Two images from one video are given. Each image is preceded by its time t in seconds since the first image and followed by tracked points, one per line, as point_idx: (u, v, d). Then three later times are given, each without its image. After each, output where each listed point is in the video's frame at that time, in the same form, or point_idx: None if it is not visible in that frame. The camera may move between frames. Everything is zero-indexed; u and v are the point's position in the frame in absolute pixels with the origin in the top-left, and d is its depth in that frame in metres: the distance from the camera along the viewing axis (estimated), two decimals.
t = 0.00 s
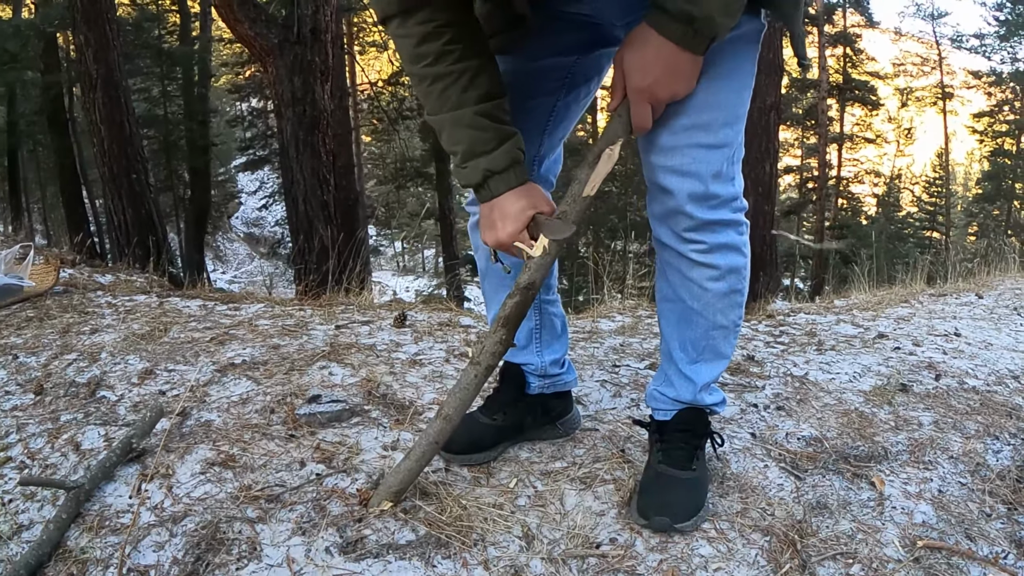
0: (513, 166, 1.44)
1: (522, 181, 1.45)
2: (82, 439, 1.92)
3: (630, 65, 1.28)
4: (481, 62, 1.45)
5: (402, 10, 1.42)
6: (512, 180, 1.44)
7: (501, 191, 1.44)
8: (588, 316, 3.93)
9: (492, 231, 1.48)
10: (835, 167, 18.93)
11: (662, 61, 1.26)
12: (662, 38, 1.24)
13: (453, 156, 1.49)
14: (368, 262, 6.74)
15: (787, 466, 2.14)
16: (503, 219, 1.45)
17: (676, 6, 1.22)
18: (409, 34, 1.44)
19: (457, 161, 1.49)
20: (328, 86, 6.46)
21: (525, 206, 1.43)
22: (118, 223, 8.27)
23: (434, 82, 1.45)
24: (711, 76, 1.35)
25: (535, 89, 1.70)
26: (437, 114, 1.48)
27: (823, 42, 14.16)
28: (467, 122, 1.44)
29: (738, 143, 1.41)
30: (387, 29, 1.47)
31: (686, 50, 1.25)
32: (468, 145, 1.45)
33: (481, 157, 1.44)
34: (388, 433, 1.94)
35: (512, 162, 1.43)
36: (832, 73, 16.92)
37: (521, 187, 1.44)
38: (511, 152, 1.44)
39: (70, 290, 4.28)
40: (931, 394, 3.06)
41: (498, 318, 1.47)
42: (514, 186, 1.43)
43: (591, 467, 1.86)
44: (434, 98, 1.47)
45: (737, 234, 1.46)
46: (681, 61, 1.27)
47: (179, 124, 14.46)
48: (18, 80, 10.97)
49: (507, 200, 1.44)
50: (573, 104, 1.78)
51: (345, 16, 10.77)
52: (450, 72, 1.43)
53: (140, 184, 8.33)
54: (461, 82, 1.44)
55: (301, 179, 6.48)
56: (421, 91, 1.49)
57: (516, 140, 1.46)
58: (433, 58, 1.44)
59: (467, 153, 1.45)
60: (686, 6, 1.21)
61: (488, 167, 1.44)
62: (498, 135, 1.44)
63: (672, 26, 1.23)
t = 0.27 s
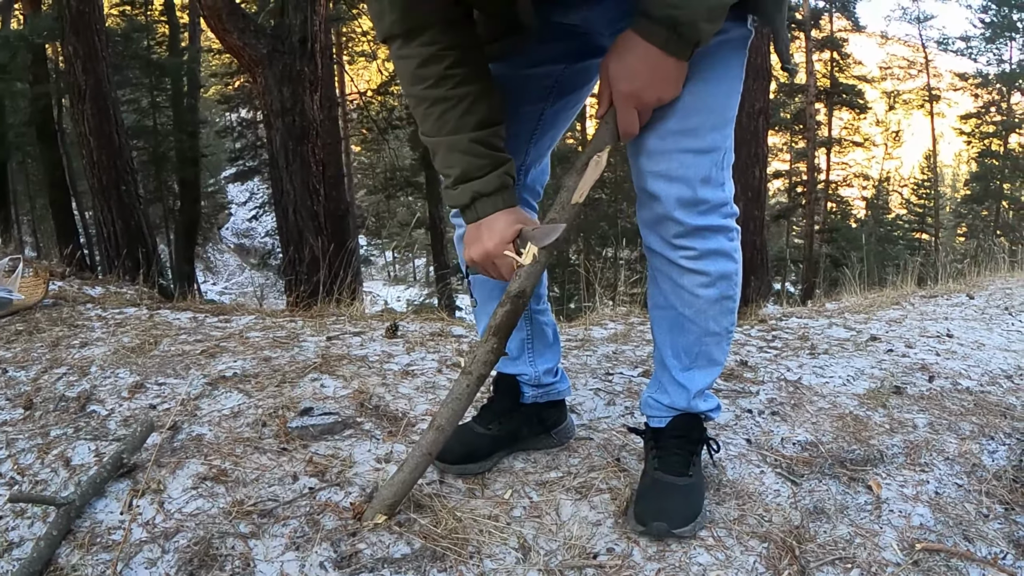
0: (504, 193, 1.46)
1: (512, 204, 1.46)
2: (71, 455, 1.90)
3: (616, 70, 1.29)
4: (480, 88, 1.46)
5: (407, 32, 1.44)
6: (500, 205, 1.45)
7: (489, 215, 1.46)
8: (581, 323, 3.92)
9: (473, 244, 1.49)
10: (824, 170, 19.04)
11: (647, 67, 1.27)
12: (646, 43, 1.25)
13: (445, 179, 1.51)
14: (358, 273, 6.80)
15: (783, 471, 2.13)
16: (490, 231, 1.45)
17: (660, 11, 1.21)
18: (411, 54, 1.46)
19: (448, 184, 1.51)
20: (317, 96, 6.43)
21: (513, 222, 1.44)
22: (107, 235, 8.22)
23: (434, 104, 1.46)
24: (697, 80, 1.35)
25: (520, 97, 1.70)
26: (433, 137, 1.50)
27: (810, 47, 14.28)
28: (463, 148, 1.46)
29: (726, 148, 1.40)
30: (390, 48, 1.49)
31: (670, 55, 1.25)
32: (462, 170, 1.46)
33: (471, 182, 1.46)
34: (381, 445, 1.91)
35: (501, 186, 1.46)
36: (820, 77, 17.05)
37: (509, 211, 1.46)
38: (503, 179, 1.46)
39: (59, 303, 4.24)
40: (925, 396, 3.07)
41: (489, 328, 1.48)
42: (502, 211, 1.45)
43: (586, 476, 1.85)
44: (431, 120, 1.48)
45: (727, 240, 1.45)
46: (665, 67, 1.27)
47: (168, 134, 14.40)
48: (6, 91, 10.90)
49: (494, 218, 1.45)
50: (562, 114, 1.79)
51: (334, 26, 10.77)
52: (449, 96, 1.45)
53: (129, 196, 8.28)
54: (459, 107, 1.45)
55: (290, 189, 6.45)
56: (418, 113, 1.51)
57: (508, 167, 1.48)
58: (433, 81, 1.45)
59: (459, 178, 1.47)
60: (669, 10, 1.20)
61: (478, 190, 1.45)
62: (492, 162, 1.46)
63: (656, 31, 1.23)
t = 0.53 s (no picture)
0: (494, 215, 1.46)
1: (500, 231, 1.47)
2: (66, 489, 1.86)
3: (616, 98, 1.29)
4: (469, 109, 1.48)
5: (395, 53, 1.44)
6: (490, 228, 1.46)
7: (479, 239, 1.46)
8: (576, 339, 3.91)
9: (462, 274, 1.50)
10: (811, 176, 19.19)
11: (647, 95, 1.27)
12: (647, 70, 1.25)
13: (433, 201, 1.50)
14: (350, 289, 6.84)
15: (786, 493, 2.13)
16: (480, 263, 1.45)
17: (661, 39, 1.21)
18: (400, 76, 1.46)
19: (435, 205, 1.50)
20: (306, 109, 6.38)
21: (502, 256, 1.45)
22: (96, 250, 8.13)
23: (420, 125, 1.47)
24: (700, 109, 1.35)
25: (520, 125, 1.69)
26: (421, 158, 1.49)
27: (796, 54, 14.41)
28: (453, 168, 1.46)
29: (728, 178, 1.40)
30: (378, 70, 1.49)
31: (671, 83, 1.25)
32: (451, 192, 1.46)
33: (461, 204, 1.46)
34: (382, 476, 1.89)
35: (491, 210, 1.46)
36: (807, 82, 17.19)
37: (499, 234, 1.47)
38: (494, 200, 1.46)
39: (48, 324, 4.18)
40: (922, 409, 3.07)
41: (492, 361, 1.41)
42: (491, 235, 1.46)
43: (591, 504, 1.84)
44: (420, 141, 1.48)
45: (729, 271, 1.45)
46: (664, 93, 1.27)
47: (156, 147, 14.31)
48: None
49: (484, 248, 1.45)
50: (561, 142, 1.78)
51: (323, 38, 10.76)
52: (439, 117, 1.46)
53: (117, 211, 8.22)
54: (449, 128, 1.46)
55: (280, 205, 6.45)
56: (405, 133, 1.51)
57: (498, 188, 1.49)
58: (423, 102, 1.45)
59: (449, 199, 1.46)
60: (670, 39, 1.21)
61: (467, 213, 1.46)
62: (482, 184, 1.46)
63: (658, 59, 1.24)
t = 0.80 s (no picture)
0: (450, 273, 1.56)
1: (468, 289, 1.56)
2: (80, 542, 1.91)
3: (622, 175, 1.37)
4: (434, 171, 1.59)
5: (369, 117, 1.58)
6: (449, 285, 1.56)
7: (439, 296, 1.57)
8: (569, 360, 3.98)
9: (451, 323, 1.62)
10: (794, 175, 19.46)
11: (651, 171, 1.34)
12: (651, 146, 1.32)
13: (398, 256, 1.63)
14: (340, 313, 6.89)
15: (779, 522, 2.23)
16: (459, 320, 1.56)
17: (670, 118, 1.29)
18: (372, 137, 1.61)
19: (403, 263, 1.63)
20: (294, 127, 6.32)
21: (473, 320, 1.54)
22: (84, 271, 8.07)
23: (388, 184, 1.60)
24: (702, 181, 1.43)
25: (528, 184, 1.76)
26: (388, 213, 1.63)
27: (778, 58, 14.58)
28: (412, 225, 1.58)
29: (728, 245, 1.48)
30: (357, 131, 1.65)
31: (676, 157, 1.33)
32: (409, 251, 1.58)
33: (420, 262, 1.58)
34: (392, 520, 1.98)
35: (448, 267, 1.56)
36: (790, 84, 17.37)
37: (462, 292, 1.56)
38: (450, 260, 1.56)
39: (42, 356, 4.18)
40: (910, 427, 3.17)
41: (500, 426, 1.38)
42: (450, 292, 1.56)
43: (594, 542, 1.95)
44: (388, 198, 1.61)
45: (727, 330, 1.53)
46: (669, 168, 1.35)
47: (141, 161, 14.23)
48: None
49: (454, 307, 1.56)
50: (565, 195, 1.85)
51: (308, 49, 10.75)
52: (404, 177, 1.58)
53: (105, 232, 8.20)
54: (412, 187, 1.58)
55: (268, 224, 6.39)
56: (380, 191, 1.64)
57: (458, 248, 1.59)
58: (390, 162, 1.59)
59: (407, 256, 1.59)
60: (678, 118, 1.29)
61: (426, 272, 1.57)
62: (438, 243, 1.57)
63: (664, 136, 1.31)
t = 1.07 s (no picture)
0: (414, 295, 1.71)
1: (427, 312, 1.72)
2: (87, 570, 2.13)
3: (608, 236, 1.46)
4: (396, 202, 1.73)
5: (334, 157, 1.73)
6: (414, 307, 1.71)
7: (404, 317, 1.71)
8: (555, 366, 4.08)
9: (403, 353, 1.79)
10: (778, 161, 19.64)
11: (636, 233, 1.44)
12: (637, 210, 1.42)
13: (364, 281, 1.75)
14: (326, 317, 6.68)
15: (753, 537, 2.35)
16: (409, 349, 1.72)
17: (653, 182, 1.39)
18: (336, 172, 1.74)
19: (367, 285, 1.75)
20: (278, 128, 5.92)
21: (425, 344, 1.71)
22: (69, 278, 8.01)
23: (353, 214, 1.74)
24: (685, 233, 1.54)
25: (515, 226, 1.85)
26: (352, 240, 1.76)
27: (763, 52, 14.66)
28: (377, 249, 1.71)
29: (708, 290, 1.60)
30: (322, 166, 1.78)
31: (660, 218, 1.43)
32: (374, 271, 1.70)
33: (385, 284, 1.70)
34: (384, 541, 2.21)
35: (411, 291, 1.71)
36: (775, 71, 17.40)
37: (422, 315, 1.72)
38: (413, 281, 1.70)
39: (33, 369, 4.26)
40: (885, 436, 3.30)
41: (489, 466, 1.56)
42: (415, 313, 1.71)
43: (576, 559, 2.07)
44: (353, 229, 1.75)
45: (707, 365, 1.66)
46: (653, 230, 1.45)
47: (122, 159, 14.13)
48: None
49: (410, 331, 1.71)
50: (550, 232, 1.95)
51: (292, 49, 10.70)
52: (367, 208, 1.72)
53: (89, 237, 8.15)
54: (376, 217, 1.72)
55: (253, 228, 6.07)
56: (344, 221, 1.78)
57: (422, 270, 1.73)
58: (353, 194, 1.73)
59: (372, 278, 1.71)
60: (662, 183, 1.39)
61: (391, 294, 1.70)
62: (404, 267, 1.70)
63: (647, 199, 1.41)
